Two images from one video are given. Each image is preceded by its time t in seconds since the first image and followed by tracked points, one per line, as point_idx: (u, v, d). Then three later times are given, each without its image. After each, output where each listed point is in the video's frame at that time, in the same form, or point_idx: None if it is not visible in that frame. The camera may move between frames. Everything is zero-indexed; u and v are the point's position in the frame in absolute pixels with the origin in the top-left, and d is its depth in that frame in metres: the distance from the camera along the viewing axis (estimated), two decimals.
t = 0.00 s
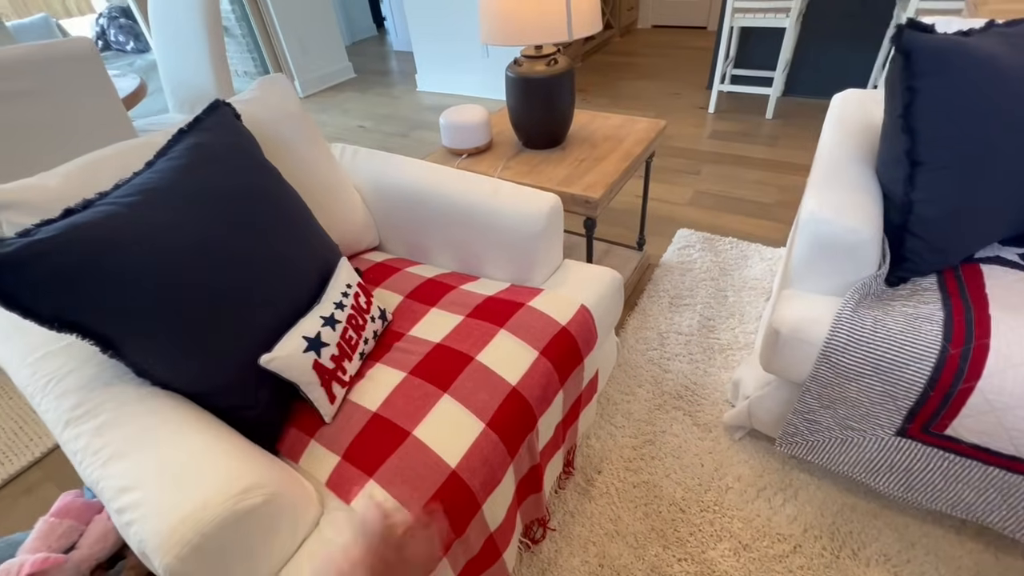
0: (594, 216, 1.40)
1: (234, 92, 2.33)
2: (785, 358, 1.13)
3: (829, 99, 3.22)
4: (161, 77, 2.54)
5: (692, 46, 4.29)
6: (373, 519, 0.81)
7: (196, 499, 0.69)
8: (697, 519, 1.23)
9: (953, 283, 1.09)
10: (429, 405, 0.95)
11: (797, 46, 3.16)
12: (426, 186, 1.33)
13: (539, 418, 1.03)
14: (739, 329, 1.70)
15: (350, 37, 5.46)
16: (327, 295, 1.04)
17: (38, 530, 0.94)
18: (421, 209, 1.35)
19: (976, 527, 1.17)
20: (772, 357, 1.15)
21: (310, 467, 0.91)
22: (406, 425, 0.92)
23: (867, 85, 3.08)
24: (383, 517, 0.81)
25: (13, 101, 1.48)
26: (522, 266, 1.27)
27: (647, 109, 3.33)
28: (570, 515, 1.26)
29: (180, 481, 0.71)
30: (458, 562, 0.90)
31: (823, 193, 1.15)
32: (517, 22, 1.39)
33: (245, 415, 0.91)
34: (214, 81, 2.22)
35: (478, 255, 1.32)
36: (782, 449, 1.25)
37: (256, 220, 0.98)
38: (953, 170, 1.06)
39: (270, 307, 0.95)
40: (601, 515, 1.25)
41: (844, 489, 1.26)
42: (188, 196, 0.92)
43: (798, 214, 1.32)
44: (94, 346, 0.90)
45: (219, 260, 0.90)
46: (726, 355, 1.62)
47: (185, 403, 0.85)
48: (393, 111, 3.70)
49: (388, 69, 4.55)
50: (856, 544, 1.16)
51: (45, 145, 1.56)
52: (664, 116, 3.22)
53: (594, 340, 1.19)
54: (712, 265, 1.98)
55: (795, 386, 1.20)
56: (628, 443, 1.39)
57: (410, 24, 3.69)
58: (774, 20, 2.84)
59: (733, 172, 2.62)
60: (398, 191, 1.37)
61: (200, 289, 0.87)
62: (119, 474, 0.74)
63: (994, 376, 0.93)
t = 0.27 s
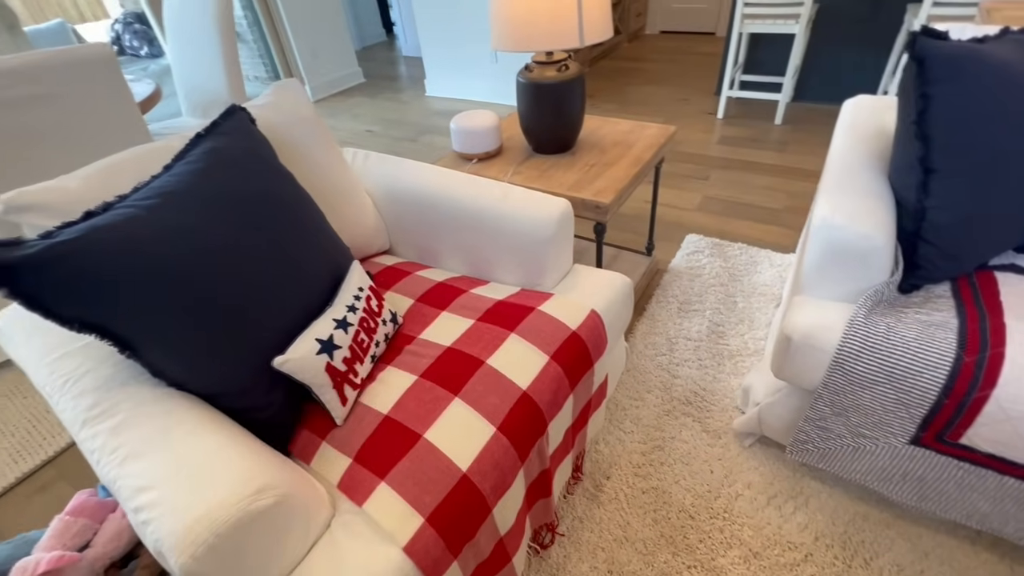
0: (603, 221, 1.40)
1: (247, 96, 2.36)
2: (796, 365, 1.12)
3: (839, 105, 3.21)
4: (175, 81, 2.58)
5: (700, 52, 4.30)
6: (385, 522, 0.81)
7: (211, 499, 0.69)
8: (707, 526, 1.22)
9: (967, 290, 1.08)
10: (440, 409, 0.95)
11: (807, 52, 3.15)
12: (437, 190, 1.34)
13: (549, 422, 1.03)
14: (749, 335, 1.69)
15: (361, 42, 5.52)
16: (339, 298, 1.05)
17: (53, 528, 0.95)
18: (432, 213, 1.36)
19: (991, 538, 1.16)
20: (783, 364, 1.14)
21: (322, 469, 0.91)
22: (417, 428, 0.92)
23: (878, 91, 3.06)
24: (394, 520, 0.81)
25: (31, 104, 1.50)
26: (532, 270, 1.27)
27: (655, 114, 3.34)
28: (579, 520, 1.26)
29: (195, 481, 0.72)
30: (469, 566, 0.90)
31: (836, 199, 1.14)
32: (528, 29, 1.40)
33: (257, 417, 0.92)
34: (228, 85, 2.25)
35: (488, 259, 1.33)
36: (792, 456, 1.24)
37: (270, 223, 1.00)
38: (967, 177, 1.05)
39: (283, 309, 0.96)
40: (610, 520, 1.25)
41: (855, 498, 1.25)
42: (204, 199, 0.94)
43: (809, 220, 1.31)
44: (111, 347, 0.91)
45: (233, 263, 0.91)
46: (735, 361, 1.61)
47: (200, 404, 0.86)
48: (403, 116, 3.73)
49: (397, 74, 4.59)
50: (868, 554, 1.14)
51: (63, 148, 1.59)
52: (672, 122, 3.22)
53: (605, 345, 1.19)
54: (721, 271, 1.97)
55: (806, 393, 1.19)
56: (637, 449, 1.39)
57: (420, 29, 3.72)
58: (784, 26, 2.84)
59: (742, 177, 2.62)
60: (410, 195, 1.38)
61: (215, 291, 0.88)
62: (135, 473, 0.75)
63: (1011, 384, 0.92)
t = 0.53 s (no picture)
0: (613, 225, 1.42)
1: (260, 102, 2.40)
2: (805, 369, 1.13)
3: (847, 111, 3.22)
4: (190, 87, 2.63)
5: (707, 58, 4.32)
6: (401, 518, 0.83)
7: (234, 492, 0.72)
8: (715, 529, 1.23)
9: (976, 295, 1.09)
10: (453, 408, 0.97)
11: (814, 59, 3.17)
12: (448, 195, 1.36)
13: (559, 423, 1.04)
14: (756, 340, 1.70)
15: (370, 48, 5.58)
16: (355, 299, 1.07)
17: (75, 522, 0.97)
18: (444, 217, 1.38)
19: (1001, 543, 1.16)
20: (791, 368, 1.16)
21: (338, 466, 0.93)
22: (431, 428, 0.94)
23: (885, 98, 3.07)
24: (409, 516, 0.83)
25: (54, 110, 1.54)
26: (542, 273, 1.29)
27: (662, 120, 3.36)
28: (588, 521, 1.27)
29: (218, 475, 0.74)
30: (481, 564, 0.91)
31: (844, 205, 1.15)
32: (539, 37, 1.43)
33: (274, 415, 0.94)
34: (242, 91, 2.29)
35: (499, 262, 1.35)
36: (801, 460, 1.25)
37: (288, 226, 1.02)
38: (975, 184, 1.06)
39: (301, 310, 0.99)
40: (618, 522, 1.26)
41: (865, 502, 1.25)
42: (226, 202, 0.96)
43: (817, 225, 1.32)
44: (134, 345, 0.94)
45: (254, 264, 0.94)
46: (743, 366, 1.62)
47: (220, 401, 0.88)
48: (412, 121, 3.77)
49: (406, 80, 4.64)
50: (877, 558, 1.15)
51: (84, 152, 1.63)
52: (679, 127, 3.24)
53: (614, 348, 1.20)
54: (728, 276, 1.98)
55: (814, 397, 1.20)
56: (645, 452, 1.40)
57: (430, 36, 3.76)
58: (791, 33, 2.85)
59: (749, 183, 2.63)
60: (422, 199, 1.40)
61: (237, 291, 0.90)
62: (159, 468, 0.77)
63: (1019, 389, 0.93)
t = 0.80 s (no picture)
0: (608, 226, 1.42)
1: (256, 101, 2.39)
2: (798, 371, 1.14)
3: (842, 115, 3.24)
4: (185, 84, 2.61)
5: (703, 61, 4.34)
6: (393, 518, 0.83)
7: (226, 492, 0.71)
8: (708, 530, 1.23)
9: (967, 298, 1.10)
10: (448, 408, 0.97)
11: (809, 62, 3.19)
12: (443, 194, 1.36)
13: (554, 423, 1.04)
14: (751, 342, 1.71)
15: (367, 47, 5.57)
16: (349, 298, 1.07)
17: (64, 522, 0.96)
18: (439, 217, 1.38)
19: (992, 544, 1.17)
20: (784, 370, 1.16)
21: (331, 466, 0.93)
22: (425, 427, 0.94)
23: (879, 102, 3.09)
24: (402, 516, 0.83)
25: (45, 107, 1.52)
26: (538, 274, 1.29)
27: (658, 123, 3.37)
28: (582, 522, 1.27)
29: (210, 474, 0.73)
30: (474, 564, 0.91)
31: (837, 208, 1.16)
32: (536, 37, 1.43)
33: (267, 414, 0.93)
34: (237, 90, 2.28)
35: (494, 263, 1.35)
36: (794, 461, 1.25)
37: (283, 225, 1.02)
38: (967, 187, 1.07)
39: (295, 310, 0.98)
40: (612, 523, 1.26)
41: (857, 503, 1.26)
42: (220, 200, 0.96)
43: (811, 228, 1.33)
44: (126, 344, 0.93)
45: (247, 263, 0.93)
46: (738, 368, 1.62)
47: (212, 400, 0.87)
48: (409, 121, 3.77)
49: (403, 80, 4.64)
50: (869, 559, 1.15)
51: (77, 150, 1.62)
52: (675, 130, 3.25)
53: (609, 348, 1.20)
54: (723, 277, 1.99)
55: (807, 398, 1.21)
56: (639, 453, 1.40)
57: (427, 36, 3.76)
58: (787, 37, 2.87)
59: (745, 185, 2.64)
60: (418, 198, 1.40)
61: (230, 289, 0.90)
62: (150, 467, 0.76)
63: (1010, 391, 0.93)
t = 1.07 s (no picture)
0: (607, 227, 1.42)
1: (257, 99, 2.39)
2: (795, 373, 1.13)
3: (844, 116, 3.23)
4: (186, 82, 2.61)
5: (705, 61, 4.33)
6: (387, 518, 0.83)
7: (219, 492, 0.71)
8: (704, 531, 1.23)
9: (965, 301, 1.09)
10: (443, 409, 0.97)
11: (811, 63, 3.18)
12: (442, 194, 1.36)
13: (549, 424, 1.05)
14: (749, 343, 1.70)
15: (368, 45, 5.57)
16: (346, 298, 1.07)
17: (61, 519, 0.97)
18: (437, 216, 1.38)
19: (988, 548, 1.16)
20: (781, 372, 1.16)
21: (326, 466, 0.93)
22: (420, 428, 0.94)
23: (881, 103, 3.08)
24: (396, 516, 0.83)
25: (48, 103, 1.53)
26: (535, 274, 1.29)
27: (660, 122, 3.36)
28: (577, 523, 1.27)
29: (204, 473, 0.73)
30: (468, 564, 0.91)
31: (835, 210, 1.16)
32: (535, 37, 1.43)
33: (263, 412, 0.94)
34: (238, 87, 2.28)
35: (492, 263, 1.35)
36: (791, 463, 1.25)
37: (280, 225, 1.02)
38: (965, 190, 1.07)
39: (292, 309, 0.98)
40: (608, 524, 1.26)
41: (853, 506, 1.25)
42: (216, 199, 0.96)
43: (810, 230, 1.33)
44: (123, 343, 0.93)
45: (244, 262, 0.93)
46: (736, 369, 1.62)
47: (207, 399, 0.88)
48: (410, 119, 3.76)
49: (404, 78, 4.63)
50: (864, 562, 1.15)
51: (77, 147, 1.63)
52: (676, 130, 3.25)
53: (605, 349, 1.20)
54: (722, 279, 1.98)
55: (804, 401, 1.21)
56: (636, 454, 1.40)
57: (428, 35, 3.76)
58: (789, 37, 2.86)
59: (745, 186, 2.63)
60: (416, 198, 1.40)
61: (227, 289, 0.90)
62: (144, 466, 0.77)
63: (1006, 396, 0.93)
